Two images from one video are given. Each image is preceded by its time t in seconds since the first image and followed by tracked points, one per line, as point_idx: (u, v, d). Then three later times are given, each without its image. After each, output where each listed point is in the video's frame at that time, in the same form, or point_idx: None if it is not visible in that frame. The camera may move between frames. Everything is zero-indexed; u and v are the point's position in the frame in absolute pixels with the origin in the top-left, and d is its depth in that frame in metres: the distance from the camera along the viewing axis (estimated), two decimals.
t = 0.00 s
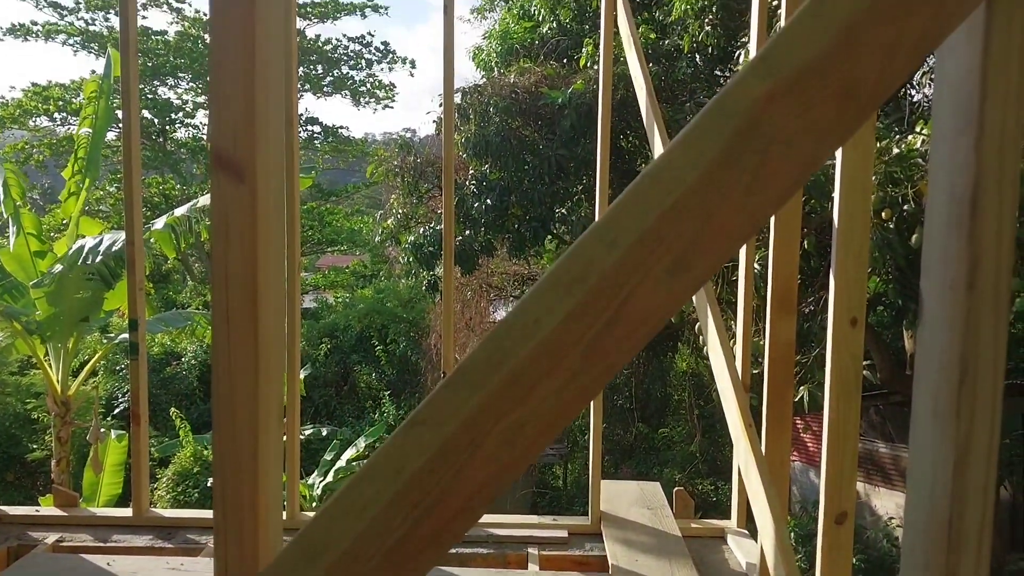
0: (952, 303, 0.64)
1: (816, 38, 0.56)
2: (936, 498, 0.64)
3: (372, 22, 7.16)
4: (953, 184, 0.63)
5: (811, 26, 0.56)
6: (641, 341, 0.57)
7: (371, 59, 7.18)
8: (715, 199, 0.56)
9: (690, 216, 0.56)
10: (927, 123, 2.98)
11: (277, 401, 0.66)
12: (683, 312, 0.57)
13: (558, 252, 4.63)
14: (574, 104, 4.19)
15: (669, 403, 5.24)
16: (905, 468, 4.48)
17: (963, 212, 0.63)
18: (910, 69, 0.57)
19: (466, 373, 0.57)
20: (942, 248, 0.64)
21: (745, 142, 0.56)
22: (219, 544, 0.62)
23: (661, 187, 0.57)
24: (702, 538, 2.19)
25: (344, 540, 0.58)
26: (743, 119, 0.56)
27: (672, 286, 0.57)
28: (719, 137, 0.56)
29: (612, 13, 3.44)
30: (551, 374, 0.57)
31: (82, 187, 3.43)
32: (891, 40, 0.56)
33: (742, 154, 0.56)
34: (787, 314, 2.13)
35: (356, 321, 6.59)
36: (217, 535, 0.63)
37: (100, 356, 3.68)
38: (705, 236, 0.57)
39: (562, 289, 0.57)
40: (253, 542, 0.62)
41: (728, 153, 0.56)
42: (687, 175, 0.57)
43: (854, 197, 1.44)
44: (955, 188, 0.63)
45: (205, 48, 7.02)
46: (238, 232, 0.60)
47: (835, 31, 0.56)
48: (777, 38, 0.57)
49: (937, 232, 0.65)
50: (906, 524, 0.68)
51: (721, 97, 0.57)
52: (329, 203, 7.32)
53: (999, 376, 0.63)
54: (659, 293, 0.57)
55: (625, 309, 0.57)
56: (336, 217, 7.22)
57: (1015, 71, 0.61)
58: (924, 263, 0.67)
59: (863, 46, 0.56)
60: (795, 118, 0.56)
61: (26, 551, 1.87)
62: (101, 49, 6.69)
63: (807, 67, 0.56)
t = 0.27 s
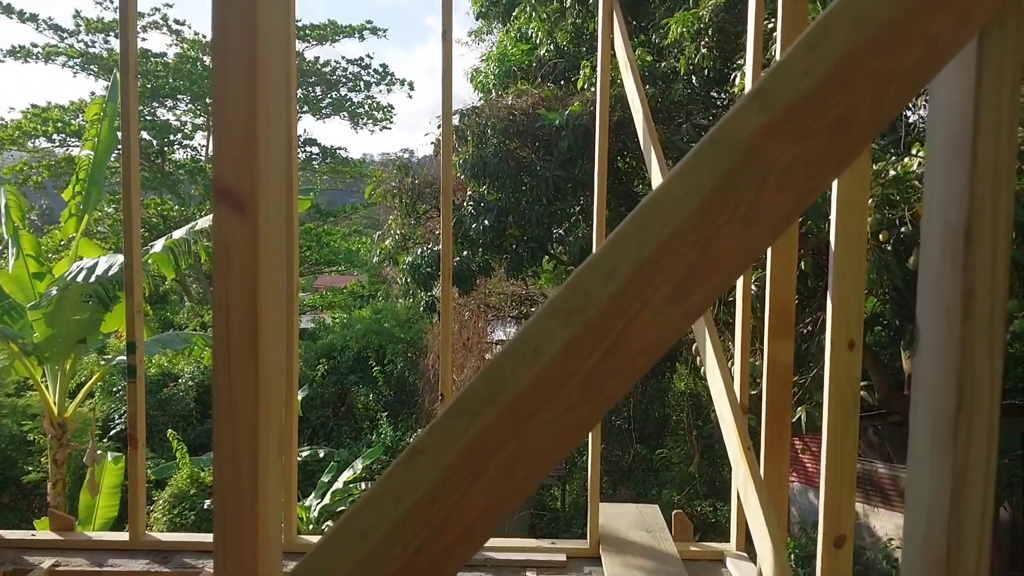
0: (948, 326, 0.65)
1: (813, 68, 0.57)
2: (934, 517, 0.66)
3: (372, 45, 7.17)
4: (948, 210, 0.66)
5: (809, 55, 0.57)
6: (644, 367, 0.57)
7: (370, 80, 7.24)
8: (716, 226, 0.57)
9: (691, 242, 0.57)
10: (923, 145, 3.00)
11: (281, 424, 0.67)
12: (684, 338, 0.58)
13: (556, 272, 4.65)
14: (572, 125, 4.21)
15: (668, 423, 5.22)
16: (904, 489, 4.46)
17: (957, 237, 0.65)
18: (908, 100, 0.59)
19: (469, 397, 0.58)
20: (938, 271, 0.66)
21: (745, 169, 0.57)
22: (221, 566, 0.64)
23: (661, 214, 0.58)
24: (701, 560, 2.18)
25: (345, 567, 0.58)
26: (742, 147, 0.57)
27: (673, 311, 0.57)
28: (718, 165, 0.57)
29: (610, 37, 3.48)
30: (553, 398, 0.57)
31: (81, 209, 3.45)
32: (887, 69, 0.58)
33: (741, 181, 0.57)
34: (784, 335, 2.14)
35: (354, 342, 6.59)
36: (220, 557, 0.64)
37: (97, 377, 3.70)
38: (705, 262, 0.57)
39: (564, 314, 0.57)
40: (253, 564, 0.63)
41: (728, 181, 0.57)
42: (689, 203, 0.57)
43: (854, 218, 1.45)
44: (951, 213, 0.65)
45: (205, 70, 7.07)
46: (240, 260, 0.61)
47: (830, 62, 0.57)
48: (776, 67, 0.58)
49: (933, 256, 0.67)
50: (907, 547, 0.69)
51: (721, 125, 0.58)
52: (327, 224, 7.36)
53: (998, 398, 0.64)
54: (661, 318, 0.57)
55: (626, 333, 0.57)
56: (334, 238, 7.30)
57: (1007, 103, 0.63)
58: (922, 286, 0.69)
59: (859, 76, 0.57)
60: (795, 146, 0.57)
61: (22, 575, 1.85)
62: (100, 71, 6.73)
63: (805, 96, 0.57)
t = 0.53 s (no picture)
0: (948, 353, 0.66)
1: (812, 96, 0.58)
2: (934, 546, 0.66)
3: (368, 66, 7.35)
4: (946, 237, 0.67)
5: (808, 86, 0.58)
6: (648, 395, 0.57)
7: (368, 101, 7.31)
8: (717, 254, 0.58)
9: (691, 270, 0.57)
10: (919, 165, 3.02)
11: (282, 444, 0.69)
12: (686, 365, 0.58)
13: (553, 292, 4.65)
14: (569, 145, 4.23)
15: (666, 443, 5.20)
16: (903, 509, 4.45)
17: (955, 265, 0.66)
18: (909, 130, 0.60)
19: (469, 427, 0.58)
20: (936, 300, 0.67)
21: (745, 197, 0.58)
22: None
23: (665, 242, 0.58)
24: None
25: None
26: (744, 174, 0.58)
27: (673, 339, 0.57)
28: (718, 193, 0.58)
29: (607, 58, 3.51)
30: (555, 428, 0.57)
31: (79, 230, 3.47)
32: (887, 99, 0.59)
33: (743, 209, 0.58)
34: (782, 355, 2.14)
35: (351, 362, 6.55)
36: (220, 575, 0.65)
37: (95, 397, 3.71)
38: (705, 290, 0.58)
39: (565, 342, 0.57)
40: None
41: (729, 209, 0.58)
42: (691, 230, 0.58)
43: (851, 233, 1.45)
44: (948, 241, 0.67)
45: (203, 90, 7.11)
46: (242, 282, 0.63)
47: (829, 92, 0.58)
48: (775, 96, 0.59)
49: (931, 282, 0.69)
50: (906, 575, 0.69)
51: (722, 155, 0.59)
52: (324, 244, 7.37)
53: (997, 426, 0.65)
54: (662, 347, 0.57)
55: (627, 362, 0.57)
56: (331, 257, 7.29)
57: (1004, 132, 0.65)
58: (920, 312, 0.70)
59: (857, 106, 0.58)
60: (796, 174, 0.58)
61: None
62: (99, 92, 6.76)
63: (807, 123, 0.58)
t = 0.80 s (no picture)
0: (945, 385, 0.67)
1: (806, 127, 0.59)
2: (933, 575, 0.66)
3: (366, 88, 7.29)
4: (940, 267, 0.68)
5: (802, 115, 0.59)
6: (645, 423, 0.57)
7: (365, 122, 7.30)
8: (713, 282, 0.58)
9: (686, 298, 0.57)
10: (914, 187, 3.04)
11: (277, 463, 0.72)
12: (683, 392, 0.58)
13: (549, 313, 4.64)
14: (565, 166, 4.25)
15: (663, 464, 5.18)
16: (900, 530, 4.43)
17: (952, 297, 0.67)
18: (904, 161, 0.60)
19: (467, 457, 0.57)
20: (932, 331, 0.68)
21: (741, 226, 0.58)
22: None
23: (662, 270, 0.58)
24: None
25: None
26: (739, 201, 0.58)
27: (669, 368, 0.57)
28: (715, 221, 0.58)
29: (603, 81, 3.53)
30: (552, 458, 0.57)
31: (75, 251, 3.48)
32: (881, 130, 0.59)
33: (739, 237, 0.58)
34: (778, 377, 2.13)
35: (346, 383, 6.51)
36: None
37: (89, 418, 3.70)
38: (700, 318, 0.58)
39: (562, 371, 0.57)
40: None
41: (726, 237, 0.58)
42: (688, 258, 0.58)
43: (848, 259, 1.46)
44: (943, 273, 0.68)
45: (200, 111, 7.13)
46: (236, 310, 0.68)
47: (823, 123, 0.59)
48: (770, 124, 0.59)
49: (928, 315, 0.68)
50: None
51: (716, 184, 0.59)
52: (320, 264, 7.34)
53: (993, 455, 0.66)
54: (659, 375, 0.57)
55: (624, 390, 0.57)
56: (327, 277, 7.27)
57: (994, 163, 0.66)
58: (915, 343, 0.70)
59: (851, 134, 0.59)
60: (791, 204, 0.58)
61: None
62: (96, 112, 6.77)
63: (803, 153, 0.58)
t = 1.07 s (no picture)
0: (938, 409, 0.68)
1: (798, 157, 0.61)
2: None
3: (361, 107, 7.34)
4: (935, 290, 0.69)
5: (794, 144, 0.61)
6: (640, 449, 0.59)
7: (360, 140, 7.32)
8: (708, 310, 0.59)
9: (681, 326, 0.59)
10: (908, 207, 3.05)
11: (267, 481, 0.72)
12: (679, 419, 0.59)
13: (544, 331, 4.62)
14: (559, 185, 4.25)
15: (658, 484, 5.15)
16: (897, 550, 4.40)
17: (944, 320, 0.68)
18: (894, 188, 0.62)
19: (463, 484, 0.59)
20: (927, 354, 0.69)
21: (735, 254, 0.60)
22: None
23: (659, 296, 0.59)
24: None
25: None
26: (734, 229, 0.60)
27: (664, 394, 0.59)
28: (710, 250, 0.59)
29: (597, 101, 3.57)
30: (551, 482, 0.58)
31: (68, 270, 3.47)
32: (873, 159, 0.61)
33: (733, 265, 0.59)
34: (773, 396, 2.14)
35: (340, 402, 6.48)
36: None
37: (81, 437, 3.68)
38: (695, 346, 0.59)
39: (558, 396, 0.58)
40: None
41: (720, 265, 0.59)
42: (683, 285, 0.59)
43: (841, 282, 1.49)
44: (935, 296, 0.69)
45: (196, 130, 7.14)
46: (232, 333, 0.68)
47: (814, 153, 0.61)
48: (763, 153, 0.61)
49: (920, 335, 0.70)
50: None
51: (713, 210, 0.60)
52: (314, 282, 7.34)
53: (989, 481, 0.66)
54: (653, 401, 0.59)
55: (619, 416, 0.58)
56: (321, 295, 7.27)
57: (987, 190, 0.67)
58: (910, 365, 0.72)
59: (841, 165, 0.61)
60: (784, 232, 0.60)
61: None
62: (91, 131, 6.80)
63: (795, 185, 0.60)
